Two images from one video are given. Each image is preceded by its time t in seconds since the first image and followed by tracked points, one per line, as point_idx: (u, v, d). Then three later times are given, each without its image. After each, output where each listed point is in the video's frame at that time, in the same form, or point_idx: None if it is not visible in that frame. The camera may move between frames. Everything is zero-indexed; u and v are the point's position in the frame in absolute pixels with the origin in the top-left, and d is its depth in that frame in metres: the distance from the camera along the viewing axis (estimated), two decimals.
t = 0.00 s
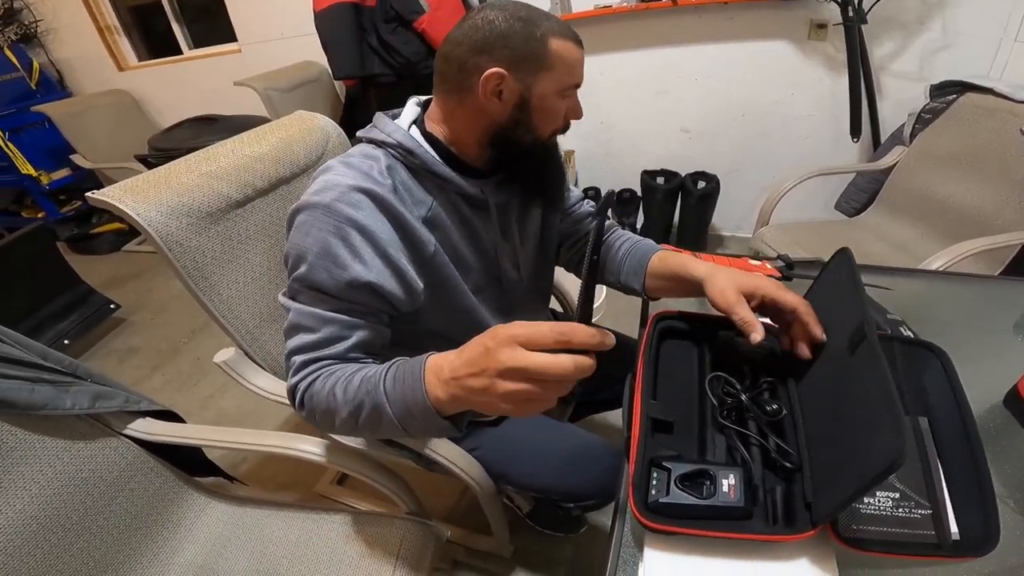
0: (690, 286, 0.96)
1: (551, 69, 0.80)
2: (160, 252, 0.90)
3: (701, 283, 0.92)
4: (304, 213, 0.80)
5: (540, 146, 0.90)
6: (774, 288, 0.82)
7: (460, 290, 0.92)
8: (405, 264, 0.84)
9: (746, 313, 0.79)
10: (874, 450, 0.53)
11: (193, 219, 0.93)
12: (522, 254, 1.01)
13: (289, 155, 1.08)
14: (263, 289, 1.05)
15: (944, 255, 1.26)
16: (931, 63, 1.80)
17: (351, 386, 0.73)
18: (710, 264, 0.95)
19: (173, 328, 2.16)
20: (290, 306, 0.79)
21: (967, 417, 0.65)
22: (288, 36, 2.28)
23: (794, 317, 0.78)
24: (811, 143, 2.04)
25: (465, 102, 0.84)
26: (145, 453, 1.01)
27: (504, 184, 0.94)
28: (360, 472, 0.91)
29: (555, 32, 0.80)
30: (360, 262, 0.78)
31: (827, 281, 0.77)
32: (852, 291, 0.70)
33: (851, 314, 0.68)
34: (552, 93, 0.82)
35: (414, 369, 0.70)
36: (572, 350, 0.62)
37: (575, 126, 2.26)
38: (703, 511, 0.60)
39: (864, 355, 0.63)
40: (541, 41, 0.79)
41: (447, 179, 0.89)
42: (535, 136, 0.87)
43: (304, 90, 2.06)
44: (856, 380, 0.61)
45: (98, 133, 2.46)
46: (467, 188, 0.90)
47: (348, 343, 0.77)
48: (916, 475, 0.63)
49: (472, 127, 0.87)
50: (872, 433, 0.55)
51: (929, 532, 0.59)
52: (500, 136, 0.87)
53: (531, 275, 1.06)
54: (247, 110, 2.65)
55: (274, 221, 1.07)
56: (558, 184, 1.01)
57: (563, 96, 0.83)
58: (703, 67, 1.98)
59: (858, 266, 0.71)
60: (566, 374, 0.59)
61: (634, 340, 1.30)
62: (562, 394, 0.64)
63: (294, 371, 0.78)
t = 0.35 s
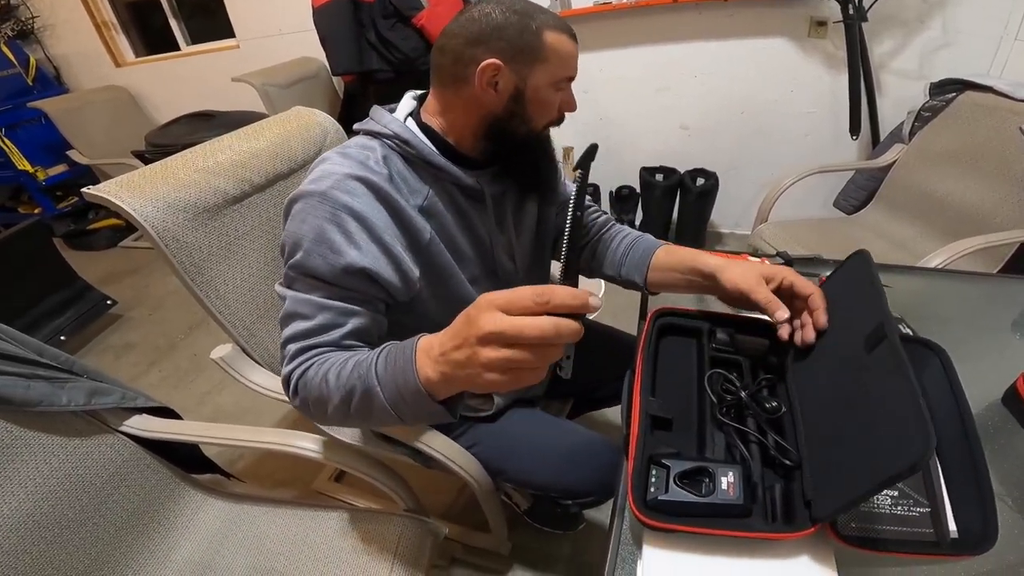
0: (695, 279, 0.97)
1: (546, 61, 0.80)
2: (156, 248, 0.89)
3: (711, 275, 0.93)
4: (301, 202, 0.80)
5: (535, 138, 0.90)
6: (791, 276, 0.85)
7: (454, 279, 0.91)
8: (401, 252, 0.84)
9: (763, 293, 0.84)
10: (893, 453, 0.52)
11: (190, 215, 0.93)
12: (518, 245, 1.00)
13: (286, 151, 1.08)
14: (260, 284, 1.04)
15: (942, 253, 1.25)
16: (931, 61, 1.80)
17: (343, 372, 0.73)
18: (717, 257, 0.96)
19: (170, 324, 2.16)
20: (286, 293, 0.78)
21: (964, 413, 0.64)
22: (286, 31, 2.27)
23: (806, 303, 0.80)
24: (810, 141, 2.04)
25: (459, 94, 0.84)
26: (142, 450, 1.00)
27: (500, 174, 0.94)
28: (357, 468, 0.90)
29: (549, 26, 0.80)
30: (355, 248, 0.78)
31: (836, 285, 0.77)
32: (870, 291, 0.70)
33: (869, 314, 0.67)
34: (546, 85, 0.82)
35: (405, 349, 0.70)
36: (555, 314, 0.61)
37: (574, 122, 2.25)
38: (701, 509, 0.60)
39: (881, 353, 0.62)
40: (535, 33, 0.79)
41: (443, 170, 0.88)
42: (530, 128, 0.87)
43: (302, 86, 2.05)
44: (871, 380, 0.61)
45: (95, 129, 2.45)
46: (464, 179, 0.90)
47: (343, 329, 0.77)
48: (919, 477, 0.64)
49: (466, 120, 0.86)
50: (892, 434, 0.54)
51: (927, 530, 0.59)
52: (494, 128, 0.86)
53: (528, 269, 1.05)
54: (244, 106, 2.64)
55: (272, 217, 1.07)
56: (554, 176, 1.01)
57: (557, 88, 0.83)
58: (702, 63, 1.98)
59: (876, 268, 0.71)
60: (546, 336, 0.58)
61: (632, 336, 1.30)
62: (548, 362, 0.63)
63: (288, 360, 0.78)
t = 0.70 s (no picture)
0: (694, 277, 0.96)
1: (539, 53, 0.79)
2: (154, 246, 0.89)
3: (710, 275, 0.92)
4: (302, 197, 0.79)
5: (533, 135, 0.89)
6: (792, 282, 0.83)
7: (454, 274, 0.91)
8: (403, 247, 0.84)
9: (762, 299, 0.82)
10: (901, 452, 0.52)
11: (188, 213, 0.92)
12: (517, 242, 1.00)
13: (285, 149, 1.07)
14: (258, 283, 1.04)
15: (944, 250, 1.25)
16: (931, 58, 1.79)
17: (347, 374, 0.72)
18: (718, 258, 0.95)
19: (170, 324, 2.15)
20: (289, 289, 0.77)
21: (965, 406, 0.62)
22: (284, 30, 2.27)
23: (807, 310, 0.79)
24: (810, 138, 2.03)
25: (455, 87, 0.84)
26: (142, 450, 1.00)
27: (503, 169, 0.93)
28: (357, 467, 0.90)
29: (543, 17, 0.79)
30: (357, 245, 0.77)
31: (842, 287, 0.76)
32: (877, 289, 0.69)
33: (877, 314, 0.67)
34: (540, 77, 0.80)
35: (412, 357, 0.68)
36: (572, 342, 0.60)
37: (573, 120, 2.24)
38: (703, 509, 0.59)
39: (892, 352, 0.61)
40: (526, 24, 0.78)
41: (447, 166, 0.88)
42: (526, 122, 0.86)
43: (301, 85, 2.05)
44: (880, 380, 0.60)
45: (93, 128, 2.44)
46: (465, 174, 0.90)
47: (346, 325, 0.76)
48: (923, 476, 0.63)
49: (462, 112, 0.86)
50: (901, 433, 0.53)
51: (930, 529, 0.59)
52: (489, 122, 0.85)
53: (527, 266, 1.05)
54: (242, 104, 2.63)
55: (271, 216, 1.06)
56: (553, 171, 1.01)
57: (553, 81, 0.82)
58: (702, 60, 1.97)
59: (885, 270, 0.71)
60: (569, 372, 0.58)
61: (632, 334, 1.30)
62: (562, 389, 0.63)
63: (292, 357, 0.77)
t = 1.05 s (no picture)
0: (694, 278, 0.96)
1: (519, 47, 0.78)
2: (153, 247, 0.89)
3: (709, 276, 0.92)
4: (298, 196, 0.79)
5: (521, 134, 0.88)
6: (792, 276, 0.84)
7: (450, 273, 0.91)
8: (399, 246, 0.83)
9: (762, 296, 0.82)
10: (880, 441, 0.51)
11: (187, 214, 0.92)
12: (516, 240, 1.00)
13: (284, 150, 1.07)
14: (257, 284, 1.04)
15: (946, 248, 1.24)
16: (932, 56, 1.79)
17: (342, 371, 0.71)
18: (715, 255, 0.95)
19: (170, 324, 2.15)
20: (285, 290, 0.77)
21: (972, 417, 0.64)
22: (283, 30, 2.26)
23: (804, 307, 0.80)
24: (811, 136, 2.03)
25: (440, 81, 0.85)
26: (142, 450, 1.00)
27: (504, 171, 0.91)
28: (357, 467, 0.90)
29: (529, 13, 0.78)
30: (352, 245, 0.76)
31: (838, 269, 0.75)
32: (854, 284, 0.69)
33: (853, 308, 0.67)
34: (521, 71, 0.79)
35: (405, 352, 0.68)
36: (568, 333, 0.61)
37: (574, 119, 2.24)
38: (706, 509, 0.59)
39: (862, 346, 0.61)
40: (508, 19, 0.77)
41: (442, 162, 0.87)
42: (508, 117, 0.84)
43: (300, 84, 2.04)
44: (854, 375, 0.60)
45: (92, 129, 2.44)
46: (461, 172, 0.89)
47: (342, 324, 0.76)
48: (926, 474, 0.61)
49: (449, 107, 0.86)
50: (869, 429, 0.53)
51: (933, 529, 0.57)
52: (472, 117, 0.85)
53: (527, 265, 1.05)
54: (242, 104, 2.62)
55: (270, 216, 1.06)
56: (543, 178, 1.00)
57: (537, 79, 0.80)
58: (702, 58, 1.97)
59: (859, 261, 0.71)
60: (567, 361, 0.58)
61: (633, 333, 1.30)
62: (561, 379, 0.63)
63: (287, 356, 0.76)
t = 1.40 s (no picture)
0: (701, 277, 0.94)
1: (473, 48, 0.76)
2: (148, 248, 0.88)
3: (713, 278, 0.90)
4: (288, 204, 0.80)
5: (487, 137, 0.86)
6: (776, 317, 0.75)
7: (445, 274, 0.91)
8: (390, 250, 0.84)
9: (730, 326, 0.75)
10: (882, 445, 0.51)
11: (182, 215, 0.92)
12: (509, 239, 1.00)
13: (279, 149, 1.07)
14: (254, 284, 1.04)
15: (944, 244, 1.24)
16: (929, 52, 1.78)
17: (347, 368, 0.71)
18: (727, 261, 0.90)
19: (169, 325, 2.15)
20: (277, 294, 0.76)
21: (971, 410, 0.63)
22: (279, 29, 2.26)
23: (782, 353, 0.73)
24: (809, 133, 2.03)
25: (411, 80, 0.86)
26: (141, 451, 0.99)
27: (466, 173, 0.92)
28: (355, 466, 0.89)
29: (492, 12, 0.76)
30: (343, 249, 0.76)
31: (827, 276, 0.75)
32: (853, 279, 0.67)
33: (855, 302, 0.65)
34: (475, 74, 0.78)
35: (415, 339, 0.70)
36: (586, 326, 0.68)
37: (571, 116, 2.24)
38: (705, 506, 0.59)
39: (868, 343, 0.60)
40: (467, 19, 0.76)
41: (425, 163, 0.88)
42: (466, 121, 0.83)
43: (297, 84, 2.04)
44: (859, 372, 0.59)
45: (88, 129, 2.43)
46: (440, 171, 0.89)
47: (340, 326, 0.75)
48: (924, 472, 0.63)
49: (420, 108, 0.88)
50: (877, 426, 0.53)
51: (932, 526, 0.58)
52: (433, 118, 0.85)
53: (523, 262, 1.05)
54: (238, 104, 2.62)
55: (267, 216, 1.06)
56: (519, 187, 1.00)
57: (495, 83, 0.78)
58: (700, 55, 1.96)
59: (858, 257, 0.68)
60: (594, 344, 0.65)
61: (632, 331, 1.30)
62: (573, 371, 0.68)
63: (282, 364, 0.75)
